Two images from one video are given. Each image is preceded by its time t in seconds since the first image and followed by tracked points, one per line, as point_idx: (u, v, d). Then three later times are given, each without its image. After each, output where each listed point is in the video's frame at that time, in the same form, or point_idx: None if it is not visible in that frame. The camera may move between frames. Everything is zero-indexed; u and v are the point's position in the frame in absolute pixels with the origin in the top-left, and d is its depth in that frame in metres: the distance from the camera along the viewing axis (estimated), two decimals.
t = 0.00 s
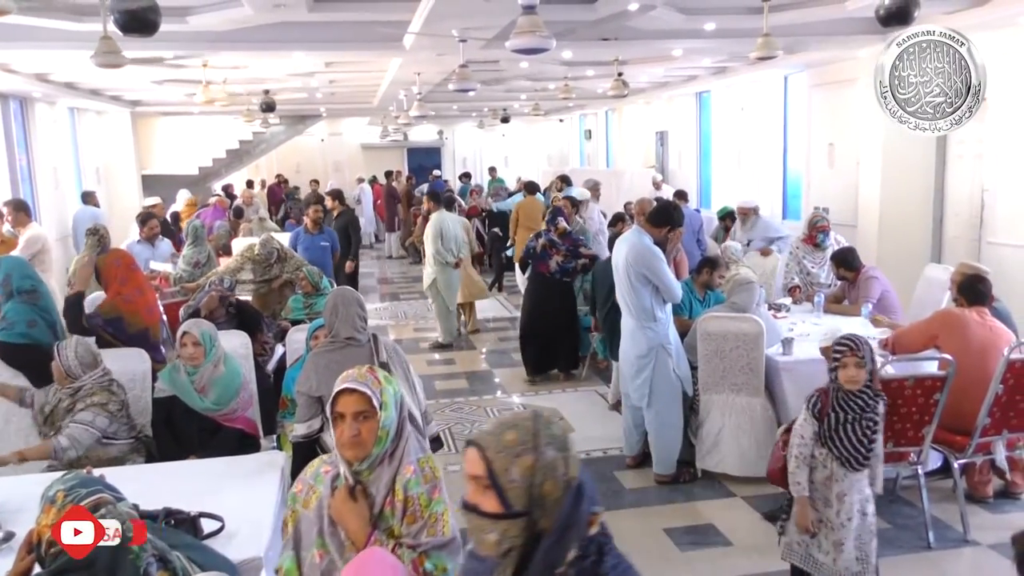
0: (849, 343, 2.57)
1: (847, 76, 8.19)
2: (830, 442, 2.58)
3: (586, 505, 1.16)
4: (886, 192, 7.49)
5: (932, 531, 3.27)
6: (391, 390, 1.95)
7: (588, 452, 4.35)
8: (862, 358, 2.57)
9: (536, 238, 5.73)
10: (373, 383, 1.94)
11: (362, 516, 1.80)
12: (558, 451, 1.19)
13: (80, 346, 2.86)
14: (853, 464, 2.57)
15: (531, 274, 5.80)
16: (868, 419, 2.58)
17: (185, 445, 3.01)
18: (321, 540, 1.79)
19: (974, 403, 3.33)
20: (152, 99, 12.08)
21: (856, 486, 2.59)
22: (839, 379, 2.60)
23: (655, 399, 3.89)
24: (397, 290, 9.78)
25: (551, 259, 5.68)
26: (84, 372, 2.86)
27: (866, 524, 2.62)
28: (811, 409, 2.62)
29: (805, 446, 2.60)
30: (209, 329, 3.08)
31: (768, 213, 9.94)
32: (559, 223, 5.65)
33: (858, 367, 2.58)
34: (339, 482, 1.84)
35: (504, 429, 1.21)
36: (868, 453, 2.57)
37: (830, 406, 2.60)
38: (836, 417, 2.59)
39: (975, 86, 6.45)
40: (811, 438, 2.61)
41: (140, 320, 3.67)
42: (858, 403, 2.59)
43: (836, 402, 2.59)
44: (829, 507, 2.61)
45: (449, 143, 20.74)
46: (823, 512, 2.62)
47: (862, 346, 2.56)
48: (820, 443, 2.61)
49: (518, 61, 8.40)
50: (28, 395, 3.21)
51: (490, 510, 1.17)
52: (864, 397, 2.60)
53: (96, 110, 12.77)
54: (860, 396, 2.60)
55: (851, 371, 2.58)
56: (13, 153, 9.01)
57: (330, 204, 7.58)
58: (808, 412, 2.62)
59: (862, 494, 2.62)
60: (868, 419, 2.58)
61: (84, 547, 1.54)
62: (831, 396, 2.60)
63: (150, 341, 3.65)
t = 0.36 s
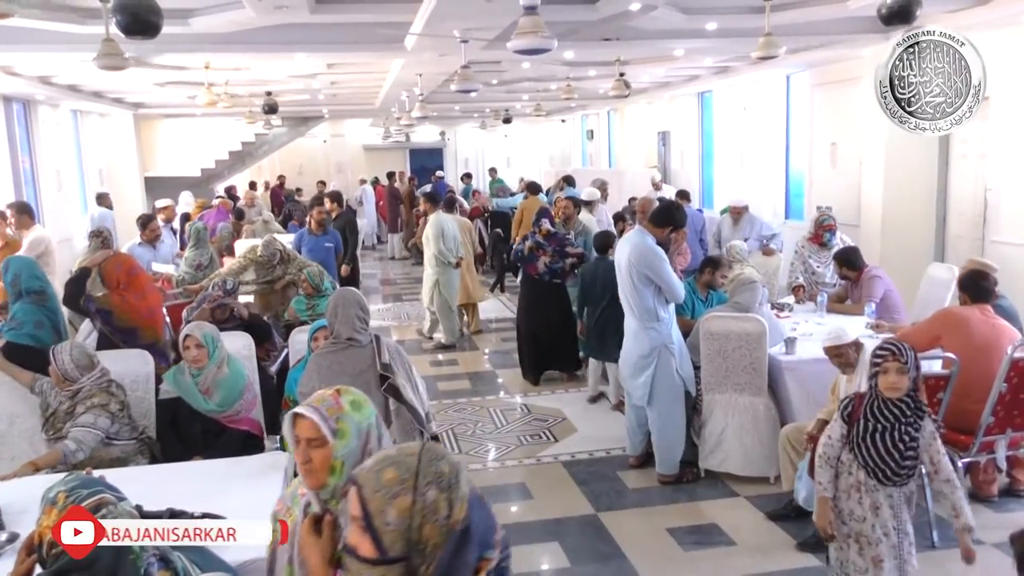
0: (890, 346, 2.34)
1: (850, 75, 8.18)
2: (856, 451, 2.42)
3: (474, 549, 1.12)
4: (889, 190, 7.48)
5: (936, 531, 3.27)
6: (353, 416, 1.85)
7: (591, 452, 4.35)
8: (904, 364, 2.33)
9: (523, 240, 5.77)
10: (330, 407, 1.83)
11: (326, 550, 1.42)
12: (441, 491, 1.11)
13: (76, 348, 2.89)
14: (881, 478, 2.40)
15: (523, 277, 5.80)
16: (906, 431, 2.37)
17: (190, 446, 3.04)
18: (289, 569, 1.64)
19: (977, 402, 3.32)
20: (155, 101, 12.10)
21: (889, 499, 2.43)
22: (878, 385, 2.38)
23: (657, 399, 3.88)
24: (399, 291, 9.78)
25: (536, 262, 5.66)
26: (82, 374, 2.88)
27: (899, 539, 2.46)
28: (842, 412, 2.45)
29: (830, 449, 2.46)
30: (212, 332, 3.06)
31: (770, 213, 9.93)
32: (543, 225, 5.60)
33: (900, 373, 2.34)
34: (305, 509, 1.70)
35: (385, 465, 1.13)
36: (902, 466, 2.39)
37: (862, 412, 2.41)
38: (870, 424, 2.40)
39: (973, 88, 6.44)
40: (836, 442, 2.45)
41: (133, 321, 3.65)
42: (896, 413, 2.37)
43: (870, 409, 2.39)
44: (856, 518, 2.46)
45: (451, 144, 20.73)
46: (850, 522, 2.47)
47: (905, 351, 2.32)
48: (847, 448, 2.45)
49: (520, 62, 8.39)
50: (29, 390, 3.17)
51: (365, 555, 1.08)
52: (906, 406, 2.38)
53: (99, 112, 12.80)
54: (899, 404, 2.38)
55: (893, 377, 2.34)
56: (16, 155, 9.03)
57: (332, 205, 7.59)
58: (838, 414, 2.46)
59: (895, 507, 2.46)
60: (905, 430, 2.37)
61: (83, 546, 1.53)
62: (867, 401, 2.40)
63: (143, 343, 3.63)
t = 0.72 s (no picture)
0: (891, 359, 2.16)
1: (856, 70, 8.14)
2: (861, 470, 2.21)
3: None
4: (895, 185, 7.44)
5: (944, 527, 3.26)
6: (274, 434, 1.68)
7: (596, 449, 4.36)
8: (907, 378, 2.13)
9: (521, 239, 5.84)
10: (247, 423, 1.67)
11: None
12: (338, 547, 1.06)
13: (74, 344, 2.89)
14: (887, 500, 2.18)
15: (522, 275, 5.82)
16: (914, 449, 2.15)
17: (196, 443, 3.06)
18: None
19: (984, 398, 3.32)
20: (159, 98, 12.11)
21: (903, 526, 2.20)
22: (881, 401, 2.19)
23: (663, 395, 3.88)
24: (405, 287, 9.79)
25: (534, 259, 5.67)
26: (80, 369, 2.89)
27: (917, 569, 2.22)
28: (847, 432, 2.26)
29: (837, 471, 2.27)
30: (219, 329, 3.08)
31: (776, 209, 9.91)
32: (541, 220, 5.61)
33: (903, 388, 2.14)
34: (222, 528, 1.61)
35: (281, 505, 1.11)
36: (911, 487, 2.17)
37: (866, 431, 2.21)
38: (874, 443, 2.19)
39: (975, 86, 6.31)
40: (843, 462, 2.26)
41: (128, 322, 3.65)
42: (901, 430, 2.16)
43: (874, 426, 2.19)
44: (867, 545, 2.23)
45: (456, 140, 20.71)
46: (861, 551, 2.24)
47: (908, 363, 2.14)
48: (854, 469, 2.25)
49: (525, 58, 8.37)
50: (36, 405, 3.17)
51: None
52: (913, 423, 2.17)
53: (104, 111, 12.82)
54: (906, 421, 2.17)
55: (896, 391, 2.15)
56: (22, 152, 9.05)
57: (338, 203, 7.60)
58: (843, 434, 2.27)
59: (911, 535, 2.22)
60: (913, 448, 2.15)
61: (84, 547, 1.50)
62: (871, 419, 2.21)
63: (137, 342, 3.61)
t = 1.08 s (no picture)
0: (898, 379, 2.13)
1: (863, 65, 8.10)
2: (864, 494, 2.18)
3: None
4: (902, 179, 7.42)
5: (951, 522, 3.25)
6: (189, 441, 1.66)
7: (602, 445, 4.37)
8: (915, 400, 2.11)
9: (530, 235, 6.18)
10: (175, 431, 1.69)
11: None
12: None
13: (77, 341, 2.94)
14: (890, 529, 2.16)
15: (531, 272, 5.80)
16: (921, 474, 2.12)
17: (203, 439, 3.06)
18: None
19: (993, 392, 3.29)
20: (166, 96, 12.15)
21: (905, 552, 2.17)
22: (887, 423, 2.16)
23: (669, 390, 3.88)
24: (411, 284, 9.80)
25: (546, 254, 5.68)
26: (82, 366, 2.93)
27: None
28: (850, 452, 2.23)
29: (840, 493, 2.23)
30: (227, 326, 3.10)
31: (782, 204, 9.88)
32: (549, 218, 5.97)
33: (910, 410, 2.12)
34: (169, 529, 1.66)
35: None
36: (916, 513, 2.14)
37: (870, 452, 2.18)
38: (879, 466, 2.16)
39: (976, 87, 6.65)
40: (846, 484, 2.22)
41: (129, 322, 3.67)
42: (909, 454, 2.13)
43: (878, 449, 2.16)
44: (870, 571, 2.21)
45: (462, 137, 20.72)
46: None
47: (917, 384, 2.11)
48: (858, 491, 2.21)
49: (530, 54, 8.37)
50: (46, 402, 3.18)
51: None
52: (920, 447, 2.14)
53: (111, 108, 12.88)
54: (913, 444, 2.14)
55: (902, 414, 2.12)
56: (29, 151, 9.09)
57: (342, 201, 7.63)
58: (846, 454, 2.24)
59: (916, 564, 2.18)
60: (919, 474, 2.12)
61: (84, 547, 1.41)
62: (876, 440, 2.17)
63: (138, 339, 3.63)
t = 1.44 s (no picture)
0: (901, 394, 2.11)
1: (862, 63, 8.10)
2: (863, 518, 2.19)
3: None
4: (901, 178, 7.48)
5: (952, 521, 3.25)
6: (115, 469, 1.36)
7: (602, 445, 4.37)
8: (917, 417, 2.08)
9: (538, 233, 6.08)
10: (106, 453, 1.39)
11: None
12: None
13: (93, 345, 2.92)
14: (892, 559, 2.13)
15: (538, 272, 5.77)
16: (921, 498, 2.10)
17: (204, 442, 3.05)
18: None
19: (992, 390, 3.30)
20: (165, 100, 12.16)
21: None
22: (888, 441, 2.15)
23: (669, 389, 3.87)
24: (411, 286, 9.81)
25: (554, 254, 5.65)
26: (98, 371, 2.92)
27: None
28: (849, 473, 2.25)
29: (837, 517, 2.26)
30: (229, 330, 3.11)
31: (782, 204, 9.88)
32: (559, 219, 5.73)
33: (912, 427, 2.09)
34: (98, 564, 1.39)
35: None
36: (916, 542, 2.12)
37: (869, 473, 2.20)
38: (877, 487, 2.17)
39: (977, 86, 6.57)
40: (845, 507, 2.25)
41: (123, 328, 3.65)
42: (908, 476, 2.12)
43: (878, 470, 2.17)
44: None
45: (462, 138, 20.73)
46: None
47: (918, 402, 2.09)
48: (855, 516, 2.23)
49: (529, 55, 8.37)
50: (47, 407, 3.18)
51: None
52: (923, 469, 2.12)
53: (110, 113, 12.88)
54: (914, 466, 2.12)
55: (903, 431, 2.10)
56: (29, 155, 9.10)
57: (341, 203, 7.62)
58: (847, 475, 2.26)
59: None
60: (918, 497, 2.11)
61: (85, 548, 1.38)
62: (877, 460, 2.18)
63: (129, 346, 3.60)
